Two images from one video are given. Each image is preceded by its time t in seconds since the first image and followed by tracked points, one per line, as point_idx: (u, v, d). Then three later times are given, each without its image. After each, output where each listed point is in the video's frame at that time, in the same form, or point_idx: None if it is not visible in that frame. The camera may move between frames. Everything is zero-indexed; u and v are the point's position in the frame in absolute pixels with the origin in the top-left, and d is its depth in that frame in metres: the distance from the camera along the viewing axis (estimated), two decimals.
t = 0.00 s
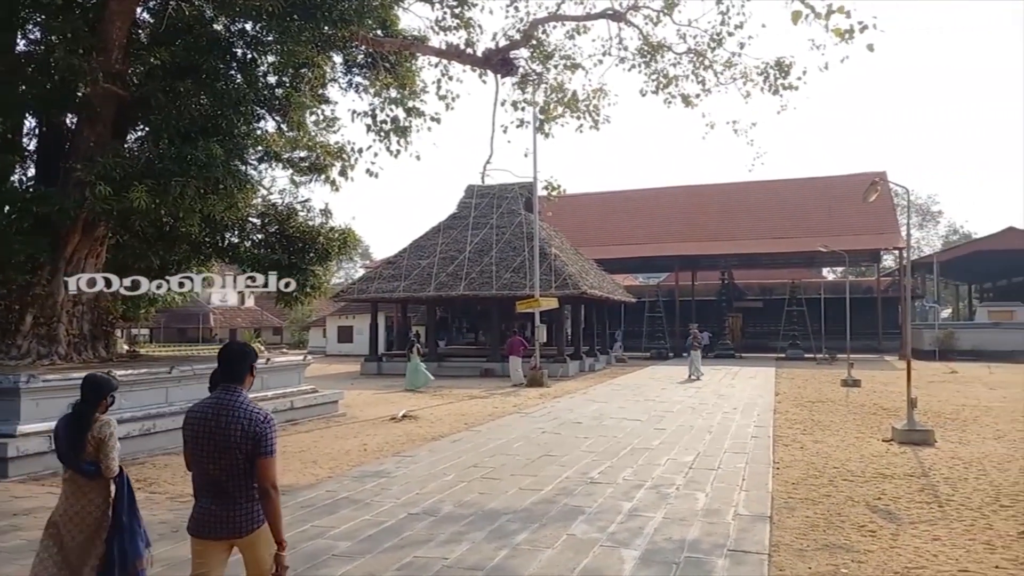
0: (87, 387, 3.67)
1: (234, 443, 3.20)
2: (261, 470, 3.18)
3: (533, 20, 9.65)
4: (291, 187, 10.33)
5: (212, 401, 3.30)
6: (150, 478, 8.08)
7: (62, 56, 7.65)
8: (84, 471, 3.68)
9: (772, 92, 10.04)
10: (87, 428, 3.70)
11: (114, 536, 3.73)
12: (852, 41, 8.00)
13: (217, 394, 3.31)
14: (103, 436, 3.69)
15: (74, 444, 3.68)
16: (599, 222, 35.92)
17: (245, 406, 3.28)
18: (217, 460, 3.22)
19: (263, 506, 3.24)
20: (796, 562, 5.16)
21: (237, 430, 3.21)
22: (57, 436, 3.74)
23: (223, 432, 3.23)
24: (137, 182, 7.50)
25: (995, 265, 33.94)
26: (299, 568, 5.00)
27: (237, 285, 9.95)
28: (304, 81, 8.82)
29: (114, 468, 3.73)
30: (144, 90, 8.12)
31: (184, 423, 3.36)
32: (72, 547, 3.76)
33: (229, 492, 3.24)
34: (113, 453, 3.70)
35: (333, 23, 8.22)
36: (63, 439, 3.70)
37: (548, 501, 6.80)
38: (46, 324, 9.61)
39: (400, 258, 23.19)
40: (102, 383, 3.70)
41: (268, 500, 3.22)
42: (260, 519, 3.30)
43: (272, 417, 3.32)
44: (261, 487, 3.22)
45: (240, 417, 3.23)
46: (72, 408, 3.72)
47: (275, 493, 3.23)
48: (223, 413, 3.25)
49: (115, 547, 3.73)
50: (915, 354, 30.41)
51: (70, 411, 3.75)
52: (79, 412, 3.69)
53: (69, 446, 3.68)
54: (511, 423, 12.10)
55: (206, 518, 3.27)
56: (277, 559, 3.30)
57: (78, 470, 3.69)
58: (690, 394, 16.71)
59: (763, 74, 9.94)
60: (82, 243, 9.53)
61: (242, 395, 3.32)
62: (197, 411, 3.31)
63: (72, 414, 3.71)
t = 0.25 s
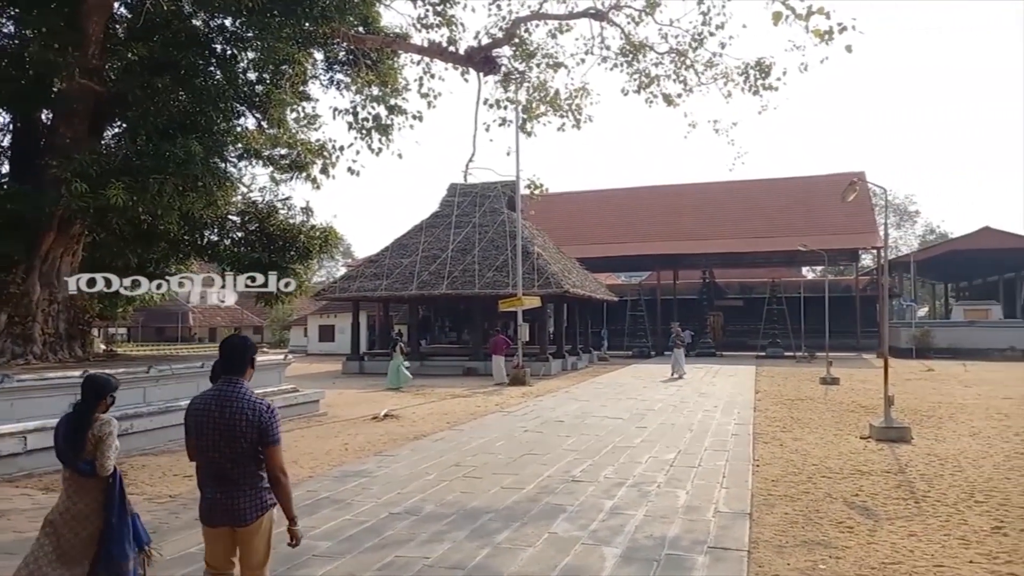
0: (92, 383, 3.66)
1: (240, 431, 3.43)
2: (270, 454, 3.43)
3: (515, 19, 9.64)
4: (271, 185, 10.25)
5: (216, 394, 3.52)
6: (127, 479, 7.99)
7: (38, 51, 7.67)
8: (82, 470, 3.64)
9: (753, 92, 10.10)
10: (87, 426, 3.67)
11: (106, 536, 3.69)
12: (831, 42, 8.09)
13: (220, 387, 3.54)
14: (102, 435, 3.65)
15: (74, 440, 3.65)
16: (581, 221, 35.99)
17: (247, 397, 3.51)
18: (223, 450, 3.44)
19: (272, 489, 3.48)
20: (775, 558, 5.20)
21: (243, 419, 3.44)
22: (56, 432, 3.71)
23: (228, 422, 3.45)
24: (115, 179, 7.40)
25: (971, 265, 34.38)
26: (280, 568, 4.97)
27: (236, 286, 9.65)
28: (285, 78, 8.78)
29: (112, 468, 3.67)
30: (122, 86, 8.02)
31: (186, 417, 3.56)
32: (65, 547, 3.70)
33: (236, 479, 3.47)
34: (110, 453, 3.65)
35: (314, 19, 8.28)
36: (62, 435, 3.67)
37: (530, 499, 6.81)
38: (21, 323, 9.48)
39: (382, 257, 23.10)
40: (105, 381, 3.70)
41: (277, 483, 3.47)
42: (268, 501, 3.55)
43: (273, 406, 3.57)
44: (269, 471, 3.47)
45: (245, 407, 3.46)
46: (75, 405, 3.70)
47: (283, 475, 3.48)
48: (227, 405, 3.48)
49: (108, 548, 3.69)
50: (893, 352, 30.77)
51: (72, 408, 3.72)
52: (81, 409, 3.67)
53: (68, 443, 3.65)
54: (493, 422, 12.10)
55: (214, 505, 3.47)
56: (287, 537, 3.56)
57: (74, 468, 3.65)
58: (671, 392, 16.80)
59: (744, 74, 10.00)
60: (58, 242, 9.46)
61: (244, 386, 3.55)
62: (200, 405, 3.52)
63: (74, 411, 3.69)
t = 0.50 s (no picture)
0: (97, 384, 3.80)
1: (239, 426, 3.61)
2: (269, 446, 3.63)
3: (502, 19, 9.64)
4: (255, 183, 10.17)
5: (214, 389, 3.69)
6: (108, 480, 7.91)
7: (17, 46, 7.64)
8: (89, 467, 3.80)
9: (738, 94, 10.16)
10: (92, 425, 3.81)
11: (112, 530, 3.87)
12: (814, 45, 8.14)
13: (218, 383, 3.71)
14: (108, 434, 3.80)
15: (81, 439, 3.81)
16: (567, 221, 36.01)
17: (245, 391, 3.69)
18: (222, 443, 3.62)
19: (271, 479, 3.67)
20: (759, 556, 5.23)
21: (242, 414, 3.62)
22: (63, 430, 3.86)
23: (226, 416, 3.63)
24: (96, 177, 7.32)
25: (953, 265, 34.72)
26: (264, 569, 4.94)
27: (236, 287, 9.71)
28: (270, 76, 8.70)
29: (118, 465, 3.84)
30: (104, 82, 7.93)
31: (185, 412, 3.74)
32: (73, 541, 3.86)
33: (235, 471, 3.65)
34: (116, 452, 3.81)
35: (299, 17, 8.23)
36: (69, 435, 3.82)
37: (515, 499, 6.81)
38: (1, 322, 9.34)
39: (367, 257, 23.01)
40: (106, 381, 3.84)
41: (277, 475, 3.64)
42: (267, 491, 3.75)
43: (269, 401, 3.75)
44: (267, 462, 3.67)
45: (243, 402, 3.64)
46: (79, 404, 3.84)
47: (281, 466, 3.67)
48: (225, 400, 3.65)
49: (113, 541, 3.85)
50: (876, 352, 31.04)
51: (77, 407, 3.86)
52: (85, 409, 3.81)
53: (75, 441, 3.81)
54: (479, 422, 12.10)
55: (214, 495, 3.65)
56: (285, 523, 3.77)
57: (83, 465, 3.82)
58: (657, 392, 16.86)
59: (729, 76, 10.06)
60: (39, 240, 9.39)
61: (241, 382, 3.73)
62: (199, 400, 3.69)
63: (79, 410, 3.83)
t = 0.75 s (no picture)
0: (104, 378, 3.89)
1: (237, 424, 3.68)
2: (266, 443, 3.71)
3: (486, 17, 9.62)
4: (237, 181, 10.09)
5: (210, 388, 3.76)
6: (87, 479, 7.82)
7: None
8: (96, 458, 3.90)
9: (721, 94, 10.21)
10: (99, 418, 3.91)
11: (115, 521, 3.96)
12: (797, 45, 8.18)
13: (214, 382, 3.77)
14: (114, 427, 3.90)
15: (88, 431, 3.90)
16: (551, 219, 36.06)
17: (241, 390, 3.76)
18: (219, 441, 3.69)
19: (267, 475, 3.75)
20: (740, 553, 5.27)
21: (240, 412, 3.69)
22: (70, 422, 3.94)
23: (224, 414, 3.69)
24: (74, 172, 7.24)
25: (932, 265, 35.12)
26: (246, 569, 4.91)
27: (236, 287, 9.77)
28: (252, 72, 8.62)
29: (124, 457, 3.93)
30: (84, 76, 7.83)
31: (182, 411, 3.79)
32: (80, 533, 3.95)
33: (231, 468, 3.71)
34: (124, 444, 3.91)
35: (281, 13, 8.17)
36: (76, 426, 3.91)
37: (499, 497, 6.81)
38: None
39: (351, 254, 22.92)
40: (113, 374, 3.92)
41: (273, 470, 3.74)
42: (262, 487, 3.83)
43: (265, 399, 3.82)
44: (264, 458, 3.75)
45: (241, 400, 3.71)
46: (86, 397, 3.92)
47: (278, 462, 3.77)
48: (222, 399, 3.72)
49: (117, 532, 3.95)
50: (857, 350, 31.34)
51: (84, 400, 3.95)
52: (93, 401, 3.91)
53: (81, 433, 3.90)
54: (463, 420, 12.09)
55: (211, 492, 3.72)
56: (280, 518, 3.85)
57: (89, 457, 3.91)
58: (640, 390, 16.93)
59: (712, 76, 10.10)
60: (16, 236, 9.17)
61: (237, 381, 3.80)
62: (196, 399, 3.76)
63: (86, 403, 3.92)
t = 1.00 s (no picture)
0: (109, 376, 3.91)
1: (234, 423, 3.74)
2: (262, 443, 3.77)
3: (474, 16, 9.60)
4: (222, 180, 10.03)
5: (207, 389, 3.82)
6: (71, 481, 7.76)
7: None
8: (99, 457, 3.90)
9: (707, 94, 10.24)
10: (103, 417, 3.93)
11: (116, 520, 3.97)
12: (784, 45, 8.20)
13: (211, 382, 3.83)
14: (118, 426, 3.92)
15: (91, 430, 3.91)
16: (540, 218, 36.07)
17: (238, 390, 3.82)
18: (217, 440, 3.75)
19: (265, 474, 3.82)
20: (727, 551, 5.29)
21: (236, 411, 3.75)
22: (73, 421, 3.95)
23: (221, 413, 3.76)
24: (57, 171, 7.16)
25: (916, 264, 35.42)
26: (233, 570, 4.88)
27: (237, 287, 9.71)
28: (238, 70, 8.56)
29: (126, 456, 3.95)
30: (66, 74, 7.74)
31: (180, 411, 3.85)
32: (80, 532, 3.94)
33: (228, 467, 3.78)
34: (127, 442, 3.94)
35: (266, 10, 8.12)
36: (79, 426, 3.93)
37: (486, 497, 6.80)
38: None
39: (338, 254, 22.83)
40: (118, 373, 3.93)
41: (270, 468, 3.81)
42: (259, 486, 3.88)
43: (261, 398, 3.88)
44: (261, 457, 3.82)
45: (238, 400, 3.78)
46: (89, 396, 3.94)
47: (274, 460, 3.83)
48: (219, 398, 3.78)
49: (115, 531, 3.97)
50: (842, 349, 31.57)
51: (87, 399, 3.97)
52: (97, 400, 3.92)
53: (85, 432, 3.92)
54: (451, 419, 12.07)
55: (209, 490, 3.78)
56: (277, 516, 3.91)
57: (91, 456, 3.91)
58: (628, 388, 16.97)
59: (699, 76, 10.13)
60: None
61: (234, 381, 3.86)
62: (194, 399, 3.82)
63: (90, 402, 3.94)
